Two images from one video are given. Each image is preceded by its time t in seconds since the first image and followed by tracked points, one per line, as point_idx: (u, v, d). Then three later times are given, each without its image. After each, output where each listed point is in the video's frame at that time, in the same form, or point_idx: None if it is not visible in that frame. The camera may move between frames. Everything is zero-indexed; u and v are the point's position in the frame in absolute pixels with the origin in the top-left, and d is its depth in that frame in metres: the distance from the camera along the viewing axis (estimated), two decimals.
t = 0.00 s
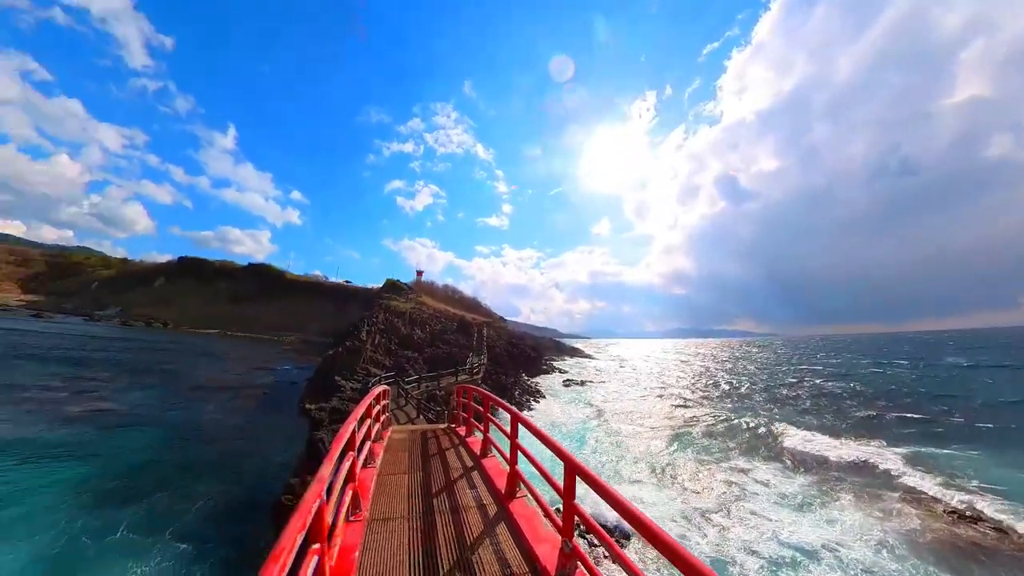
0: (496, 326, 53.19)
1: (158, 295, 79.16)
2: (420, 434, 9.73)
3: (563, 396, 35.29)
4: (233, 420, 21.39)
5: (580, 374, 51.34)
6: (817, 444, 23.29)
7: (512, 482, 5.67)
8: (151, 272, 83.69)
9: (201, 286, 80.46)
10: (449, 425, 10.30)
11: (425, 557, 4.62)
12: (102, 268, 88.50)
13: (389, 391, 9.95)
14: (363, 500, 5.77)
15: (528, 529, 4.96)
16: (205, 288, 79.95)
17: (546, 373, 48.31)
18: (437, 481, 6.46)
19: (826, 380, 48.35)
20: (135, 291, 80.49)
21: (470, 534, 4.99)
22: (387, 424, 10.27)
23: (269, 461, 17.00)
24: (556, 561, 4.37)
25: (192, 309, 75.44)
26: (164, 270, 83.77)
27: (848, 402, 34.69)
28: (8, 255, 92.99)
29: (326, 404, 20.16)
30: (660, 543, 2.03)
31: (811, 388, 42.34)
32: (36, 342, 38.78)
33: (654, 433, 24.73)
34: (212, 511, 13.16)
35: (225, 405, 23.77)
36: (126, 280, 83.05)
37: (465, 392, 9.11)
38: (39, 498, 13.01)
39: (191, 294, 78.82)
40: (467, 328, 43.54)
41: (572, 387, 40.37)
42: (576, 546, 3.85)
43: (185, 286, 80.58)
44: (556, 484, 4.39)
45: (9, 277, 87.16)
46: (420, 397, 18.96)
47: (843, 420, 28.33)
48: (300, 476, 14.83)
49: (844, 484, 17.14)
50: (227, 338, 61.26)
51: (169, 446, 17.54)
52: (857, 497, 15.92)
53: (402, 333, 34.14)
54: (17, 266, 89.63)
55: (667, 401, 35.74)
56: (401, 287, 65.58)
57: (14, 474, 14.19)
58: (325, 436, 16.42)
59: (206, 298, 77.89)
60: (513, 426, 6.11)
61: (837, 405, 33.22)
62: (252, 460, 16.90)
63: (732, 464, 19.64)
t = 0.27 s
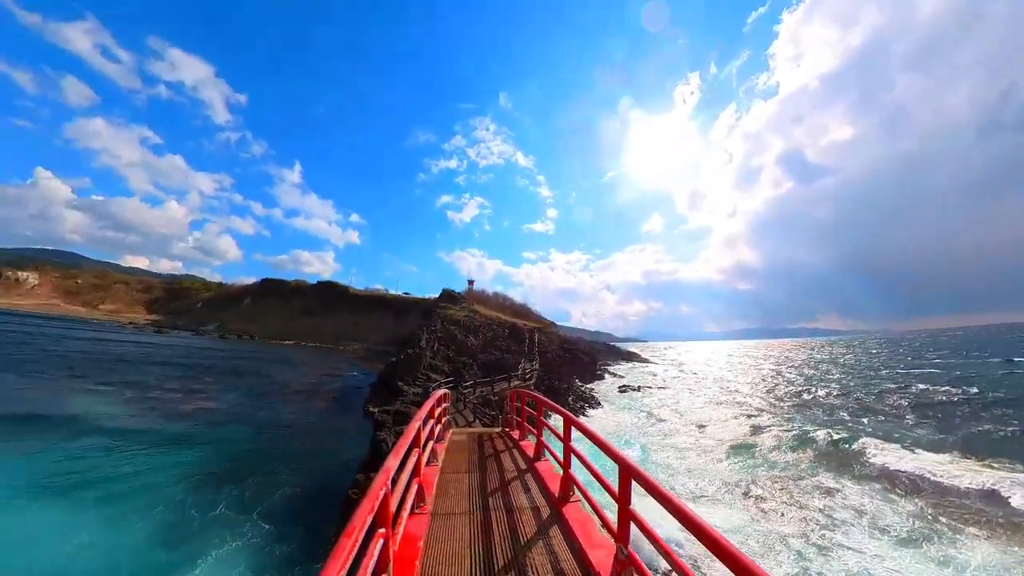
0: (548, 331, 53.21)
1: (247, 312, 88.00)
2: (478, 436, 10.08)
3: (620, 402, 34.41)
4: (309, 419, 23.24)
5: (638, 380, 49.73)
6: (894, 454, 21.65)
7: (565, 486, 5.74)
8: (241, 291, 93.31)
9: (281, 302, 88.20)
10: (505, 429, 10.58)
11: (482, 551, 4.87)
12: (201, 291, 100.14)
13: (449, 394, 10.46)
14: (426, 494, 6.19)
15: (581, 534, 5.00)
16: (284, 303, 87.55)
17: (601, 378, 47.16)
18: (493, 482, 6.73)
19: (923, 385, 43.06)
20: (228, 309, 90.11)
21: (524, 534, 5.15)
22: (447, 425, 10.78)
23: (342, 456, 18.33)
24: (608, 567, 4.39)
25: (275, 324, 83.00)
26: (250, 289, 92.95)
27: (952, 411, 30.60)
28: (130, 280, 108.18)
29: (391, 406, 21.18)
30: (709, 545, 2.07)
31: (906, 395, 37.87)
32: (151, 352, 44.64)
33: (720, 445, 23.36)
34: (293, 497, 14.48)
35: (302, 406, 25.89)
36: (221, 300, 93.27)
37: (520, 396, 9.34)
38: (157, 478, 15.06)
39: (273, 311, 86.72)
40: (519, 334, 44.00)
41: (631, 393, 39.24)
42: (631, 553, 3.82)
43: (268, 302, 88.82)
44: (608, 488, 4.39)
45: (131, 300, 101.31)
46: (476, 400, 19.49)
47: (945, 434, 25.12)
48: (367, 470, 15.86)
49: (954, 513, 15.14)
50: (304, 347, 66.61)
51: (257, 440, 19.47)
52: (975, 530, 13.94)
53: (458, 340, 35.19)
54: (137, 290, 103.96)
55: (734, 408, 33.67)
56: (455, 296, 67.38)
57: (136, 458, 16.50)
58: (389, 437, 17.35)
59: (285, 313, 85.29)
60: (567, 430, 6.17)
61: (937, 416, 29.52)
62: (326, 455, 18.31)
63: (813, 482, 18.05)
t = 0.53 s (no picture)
0: (602, 335, 51.90)
1: (318, 324, 94.61)
2: (531, 444, 9.87)
3: (683, 410, 32.55)
4: (372, 422, 24.26)
5: (702, 385, 46.89)
6: (1006, 470, 18.87)
7: (622, 500, 5.36)
8: (313, 306, 100.60)
9: (348, 314, 93.83)
10: (560, 437, 10.28)
11: (534, 565, 4.64)
12: (280, 307, 109.42)
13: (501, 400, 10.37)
14: (477, 501, 6.09)
15: (639, 553, 4.62)
16: (351, 316, 93.08)
17: (662, 384, 44.86)
18: (547, 492, 6.49)
19: None
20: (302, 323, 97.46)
21: (579, 549, 4.85)
22: (500, 432, 10.69)
23: (403, 456, 18.92)
24: None
25: (343, 334, 88.39)
26: (321, 303, 99.87)
27: None
28: (222, 300, 120.92)
29: (448, 411, 21.49)
30: None
31: None
32: (238, 361, 49.23)
33: (798, 460, 21.19)
34: (357, 493, 15.12)
35: (365, 409, 27.12)
36: (297, 314, 101.21)
37: (575, 403, 9.01)
38: (241, 469, 16.40)
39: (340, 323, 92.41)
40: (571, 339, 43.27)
41: (693, 399, 37.09)
42: None
43: (336, 314, 94.86)
44: (667, 503, 3.95)
45: (223, 317, 112.96)
46: (529, 407, 19.30)
47: None
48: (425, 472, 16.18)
49: None
50: (369, 355, 70.20)
51: (326, 439, 20.63)
52: None
53: (510, 346, 35.20)
54: (228, 309, 115.82)
55: (812, 417, 30.64)
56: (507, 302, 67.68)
57: (224, 451, 18.12)
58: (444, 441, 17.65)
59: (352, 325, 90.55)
60: (622, 439, 5.78)
61: None
62: (389, 455, 18.98)
63: (917, 508, 15.70)
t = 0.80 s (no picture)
0: (660, 337, 49.77)
1: (380, 334, 99.06)
2: (588, 452, 9.47)
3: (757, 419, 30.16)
4: (431, 426, 24.73)
5: (776, 390, 43.32)
6: None
7: (694, 518, 4.87)
8: (375, 317, 105.60)
9: (407, 324, 97.42)
10: (619, 446, 9.78)
11: None
12: (345, 321, 116.07)
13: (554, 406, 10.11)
14: (533, 508, 5.85)
15: None
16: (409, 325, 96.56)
17: (729, 388, 41.94)
18: (607, 503, 6.12)
19: None
20: (365, 334, 102.56)
21: (645, 569, 4.45)
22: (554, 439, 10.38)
23: (461, 460, 19.04)
24: None
25: (402, 344, 91.80)
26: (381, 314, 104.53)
27: None
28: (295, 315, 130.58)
29: (502, 417, 21.40)
30: None
31: None
32: (309, 369, 52.62)
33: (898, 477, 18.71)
34: (418, 493, 15.39)
35: (424, 414, 27.75)
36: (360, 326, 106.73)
37: (634, 410, 8.51)
38: (313, 465, 17.33)
39: (399, 332, 96.11)
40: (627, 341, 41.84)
41: (767, 407, 34.26)
42: None
43: (396, 325, 98.81)
44: (747, 525, 3.41)
45: (296, 331, 121.74)
46: (585, 413, 18.75)
47: None
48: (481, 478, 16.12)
49: None
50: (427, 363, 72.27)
51: (388, 441, 21.30)
52: None
53: (564, 350, 34.63)
54: (302, 323, 124.87)
55: (911, 428, 27.12)
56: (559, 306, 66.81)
57: (297, 449, 19.27)
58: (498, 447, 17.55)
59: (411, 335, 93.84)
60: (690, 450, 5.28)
61: None
62: (447, 459, 19.20)
63: None
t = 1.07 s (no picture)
0: (727, 335, 46.48)
1: (436, 343, 101.71)
2: (647, 463, 8.85)
3: (846, 427, 27.08)
4: (486, 431, 24.71)
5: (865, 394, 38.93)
6: None
7: (774, 543, 4.26)
8: (432, 327, 108.72)
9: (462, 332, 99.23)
10: (682, 457, 9.06)
11: None
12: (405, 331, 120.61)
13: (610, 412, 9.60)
14: (587, 522, 5.46)
15: None
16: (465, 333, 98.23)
17: (811, 393, 38.13)
18: (669, 521, 5.58)
19: None
20: (423, 343, 105.74)
21: None
22: (610, 447, 9.84)
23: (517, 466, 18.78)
24: None
25: (458, 350, 93.57)
26: (438, 323, 107.35)
27: None
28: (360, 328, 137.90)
29: (556, 423, 20.90)
30: None
31: None
32: (372, 377, 54.98)
33: None
34: (474, 496, 15.35)
35: (479, 419, 27.83)
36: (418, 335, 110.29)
37: (699, 418, 7.82)
38: (375, 466, 17.90)
39: (454, 339, 98.01)
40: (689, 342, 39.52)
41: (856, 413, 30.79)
42: None
43: (452, 333, 100.98)
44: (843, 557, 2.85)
45: (361, 342, 128.34)
46: (644, 421, 17.80)
47: None
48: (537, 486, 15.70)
49: None
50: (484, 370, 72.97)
51: (444, 445, 21.55)
52: None
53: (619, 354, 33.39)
54: (366, 335, 131.44)
55: None
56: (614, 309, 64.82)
57: (360, 450, 20.01)
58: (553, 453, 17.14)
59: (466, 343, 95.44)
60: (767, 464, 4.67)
61: None
62: (503, 464, 19.01)
63: None
